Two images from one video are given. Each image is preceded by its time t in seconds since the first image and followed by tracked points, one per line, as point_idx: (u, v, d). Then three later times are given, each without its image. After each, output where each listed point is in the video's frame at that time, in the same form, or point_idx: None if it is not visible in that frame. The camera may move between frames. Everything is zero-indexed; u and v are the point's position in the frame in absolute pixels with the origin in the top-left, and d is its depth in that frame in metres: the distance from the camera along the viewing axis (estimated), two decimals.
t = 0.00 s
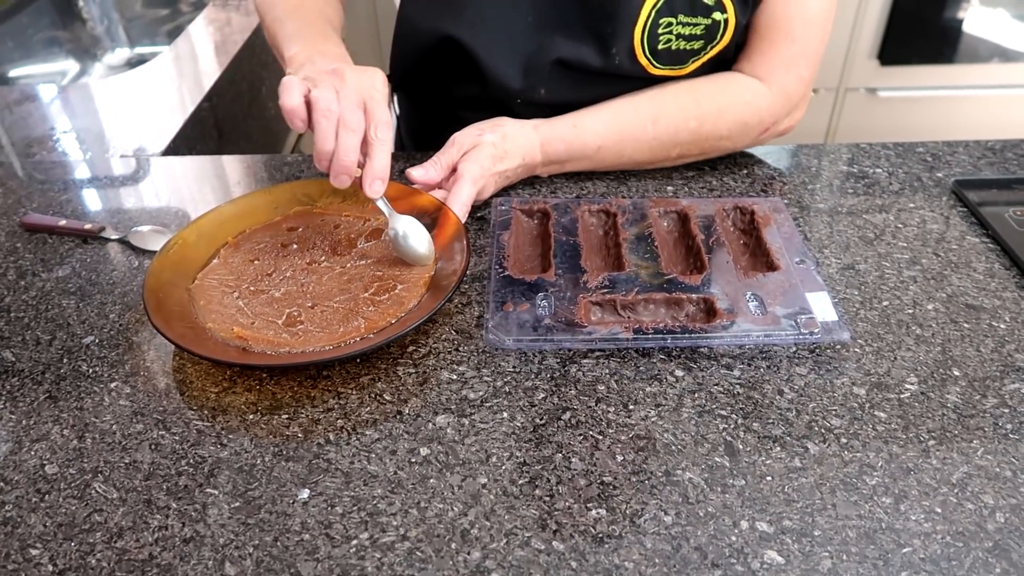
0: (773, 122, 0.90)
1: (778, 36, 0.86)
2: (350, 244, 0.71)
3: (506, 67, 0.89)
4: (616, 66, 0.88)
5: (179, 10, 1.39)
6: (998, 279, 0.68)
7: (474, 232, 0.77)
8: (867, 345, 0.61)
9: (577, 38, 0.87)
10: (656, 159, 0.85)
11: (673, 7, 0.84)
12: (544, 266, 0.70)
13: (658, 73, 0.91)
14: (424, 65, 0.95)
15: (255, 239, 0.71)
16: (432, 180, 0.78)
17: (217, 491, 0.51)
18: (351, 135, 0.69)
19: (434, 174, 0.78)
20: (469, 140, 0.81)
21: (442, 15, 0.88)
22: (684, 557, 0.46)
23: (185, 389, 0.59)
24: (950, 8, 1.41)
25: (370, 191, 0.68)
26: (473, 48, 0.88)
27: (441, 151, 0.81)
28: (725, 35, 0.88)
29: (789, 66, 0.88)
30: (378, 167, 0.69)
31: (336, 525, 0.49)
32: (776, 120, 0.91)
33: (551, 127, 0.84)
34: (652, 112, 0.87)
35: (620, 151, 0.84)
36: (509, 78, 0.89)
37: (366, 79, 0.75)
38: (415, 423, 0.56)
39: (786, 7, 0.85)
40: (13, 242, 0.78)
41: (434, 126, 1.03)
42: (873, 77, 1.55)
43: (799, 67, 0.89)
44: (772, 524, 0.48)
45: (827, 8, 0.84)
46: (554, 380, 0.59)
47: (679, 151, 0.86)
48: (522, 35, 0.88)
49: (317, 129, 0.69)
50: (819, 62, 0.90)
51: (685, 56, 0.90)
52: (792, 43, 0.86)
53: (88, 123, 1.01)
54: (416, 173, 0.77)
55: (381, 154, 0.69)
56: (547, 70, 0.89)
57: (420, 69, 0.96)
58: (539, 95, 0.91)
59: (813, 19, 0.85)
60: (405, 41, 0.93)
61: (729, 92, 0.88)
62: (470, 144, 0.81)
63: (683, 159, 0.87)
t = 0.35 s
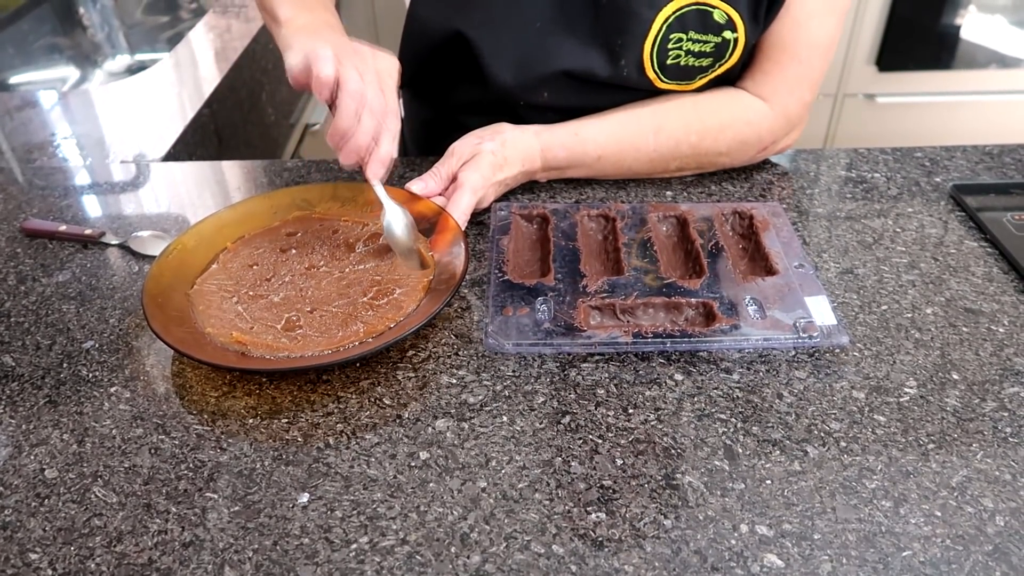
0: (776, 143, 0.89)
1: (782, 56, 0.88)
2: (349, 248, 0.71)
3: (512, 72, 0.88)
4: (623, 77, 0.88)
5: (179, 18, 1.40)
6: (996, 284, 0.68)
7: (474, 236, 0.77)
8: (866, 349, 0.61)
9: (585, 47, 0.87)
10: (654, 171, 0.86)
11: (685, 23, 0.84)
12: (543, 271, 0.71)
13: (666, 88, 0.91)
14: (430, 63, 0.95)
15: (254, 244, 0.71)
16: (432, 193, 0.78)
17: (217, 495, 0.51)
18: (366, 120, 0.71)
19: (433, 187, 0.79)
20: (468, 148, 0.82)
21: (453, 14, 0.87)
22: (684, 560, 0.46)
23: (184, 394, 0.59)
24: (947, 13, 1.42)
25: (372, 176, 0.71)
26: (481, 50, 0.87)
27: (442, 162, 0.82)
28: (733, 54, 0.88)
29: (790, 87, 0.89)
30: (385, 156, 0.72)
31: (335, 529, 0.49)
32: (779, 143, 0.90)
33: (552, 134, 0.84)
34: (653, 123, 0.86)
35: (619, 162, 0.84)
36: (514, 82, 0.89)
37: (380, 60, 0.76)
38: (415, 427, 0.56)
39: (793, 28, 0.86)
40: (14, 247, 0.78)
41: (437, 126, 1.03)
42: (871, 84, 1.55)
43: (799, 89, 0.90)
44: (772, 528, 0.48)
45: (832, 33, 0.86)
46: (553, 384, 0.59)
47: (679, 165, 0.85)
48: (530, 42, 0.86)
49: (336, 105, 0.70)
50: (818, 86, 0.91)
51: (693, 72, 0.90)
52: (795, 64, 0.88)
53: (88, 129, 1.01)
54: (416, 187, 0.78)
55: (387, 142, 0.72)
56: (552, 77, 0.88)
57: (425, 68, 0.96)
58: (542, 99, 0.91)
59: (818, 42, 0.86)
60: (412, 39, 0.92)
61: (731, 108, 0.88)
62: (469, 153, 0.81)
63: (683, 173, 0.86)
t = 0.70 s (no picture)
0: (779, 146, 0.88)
1: (786, 59, 0.87)
2: (347, 245, 0.71)
3: (513, 68, 0.88)
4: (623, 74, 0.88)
5: (178, 16, 1.40)
6: (995, 280, 0.68)
7: (472, 233, 0.77)
8: (865, 345, 0.61)
9: (586, 44, 0.87)
10: (654, 171, 0.85)
11: (687, 21, 0.84)
12: (542, 267, 0.70)
13: (666, 87, 0.90)
14: (435, 57, 0.95)
15: (252, 240, 0.71)
16: (431, 189, 0.78)
17: (215, 491, 0.51)
18: (331, 112, 0.68)
19: (433, 183, 0.78)
20: (468, 144, 0.81)
21: (458, 7, 0.88)
22: (682, 556, 0.46)
23: (182, 390, 0.59)
24: (947, 12, 1.42)
25: (344, 170, 0.67)
26: (483, 43, 0.88)
27: (442, 157, 0.81)
28: (735, 56, 0.88)
29: (793, 90, 0.88)
30: (353, 147, 0.67)
31: (333, 524, 0.49)
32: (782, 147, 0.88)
33: (552, 130, 0.84)
34: (655, 123, 0.85)
35: (619, 161, 0.84)
36: (515, 78, 0.89)
37: (355, 59, 0.74)
38: (413, 423, 0.55)
39: (798, 30, 0.85)
40: (12, 243, 0.78)
41: (438, 121, 1.03)
42: (871, 82, 1.55)
43: (802, 92, 0.89)
44: (770, 523, 0.48)
45: (836, 37, 0.85)
46: (552, 380, 0.59)
47: (679, 166, 0.85)
48: (531, 38, 0.87)
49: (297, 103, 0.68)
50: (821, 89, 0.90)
51: (693, 72, 0.89)
52: (798, 66, 0.87)
53: (87, 127, 1.01)
54: (415, 183, 0.77)
55: (359, 134, 0.68)
56: (553, 72, 0.88)
57: (430, 61, 0.96)
58: (543, 95, 0.91)
59: (823, 46, 0.85)
60: (417, 33, 0.93)
61: (734, 110, 0.87)
62: (469, 149, 0.80)
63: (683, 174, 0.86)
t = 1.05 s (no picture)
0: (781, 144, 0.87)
1: (788, 56, 0.86)
2: (345, 240, 0.70)
3: (514, 60, 0.89)
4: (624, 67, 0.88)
5: (177, 11, 1.39)
6: (995, 276, 0.68)
7: (471, 229, 0.76)
8: (864, 340, 0.61)
9: (586, 38, 0.86)
10: (654, 167, 0.84)
11: (688, 16, 0.83)
12: (542, 262, 0.70)
13: (667, 80, 0.90)
14: (436, 47, 0.95)
15: (251, 235, 0.71)
16: (431, 185, 0.79)
17: (213, 486, 0.51)
18: (356, 128, 0.67)
19: (433, 180, 0.79)
20: (468, 140, 0.81)
21: None
22: (681, 550, 0.46)
23: (181, 384, 0.59)
24: (947, 8, 1.42)
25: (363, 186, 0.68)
26: (485, 35, 0.88)
27: (442, 153, 0.81)
28: (736, 51, 0.87)
29: (794, 87, 0.88)
30: (376, 165, 0.68)
31: (332, 519, 0.49)
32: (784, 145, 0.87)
33: (552, 125, 0.83)
34: (656, 120, 0.85)
35: (619, 158, 0.83)
36: (516, 69, 0.89)
37: (371, 69, 0.73)
38: (412, 418, 0.55)
39: (801, 28, 0.84)
40: (9, 239, 0.77)
41: (441, 112, 1.03)
42: (870, 78, 1.55)
43: (804, 90, 0.88)
44: (769, 518, 0.48)
45: (839, 35, 0.84)
46: (551, 375, 0.59)
47: (679, 164, 0.84)
48: (532, 31, 0.87)
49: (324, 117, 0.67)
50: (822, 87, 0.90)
51: (694, 67, 0.89)
52: (800, 64, 0.86)
53: (85, 122, 1.01)
54: (414, 180, 0.78)
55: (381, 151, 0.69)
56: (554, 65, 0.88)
57: (431, 52, 0.96)
58: (543, 88, 0.91)
59: (825, 44, 0.85)
60: (419, 22, 0.93)
61: (735, 107, 0.87)
62: (468, 145, 0.80)
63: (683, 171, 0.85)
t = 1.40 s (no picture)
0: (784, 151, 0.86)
1: (794, 61, 0.86)
2: (343, 241, 0.70)
3: (517, 55, 0.89)
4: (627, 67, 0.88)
5: (176, 11, 1.39)
6: (993, 277, 0.68)
7: (469, 229, 0.76)
8: (863, 341, 0.61)
9: (590, 37, 0.86)
10: (654, 168, 0.84)
11: (693, 18, 0.84)
12: (542, 262, 0.70)
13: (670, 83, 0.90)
14: (441, 43, 0.96)
15: (248, 236, 0.71)
16: (433, 182, 0.78)
17: (211, 486, 0.51)
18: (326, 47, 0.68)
19: (435, 176, 0.79)
20: (471, 136, 0.82)
21: None
22: (679, 551, 0.46)
23: (179, 385, 0.59)
24: (945, 11, 1.43)
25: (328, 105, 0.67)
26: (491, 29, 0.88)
27: (444, 148, 0.82)
28: (742, 55, 0.87)
29: (799, 94, 0.87)
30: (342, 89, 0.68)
31: (330, 520, 0.48)
32: (787, 152, 0.86)
33: (555, 123, 0.84)
34: (659, 121, 0.85)
35: (620, 158, 0.83)
36: (518, 65, 0.89)
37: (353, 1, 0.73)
38: (410, 418, 0.55)
39: (808, 33, 0.84)
40: (8, 239, 0.77)
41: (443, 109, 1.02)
42: (869, 80, 1.55)
43: (808, 97, 0.88)
44: (768, 518, 0.48)
45: (846, 41, 0.84)
46: (549, 376, 0.59)
47: (680, 166, 0.84)
48: (536, 27, 0.87)
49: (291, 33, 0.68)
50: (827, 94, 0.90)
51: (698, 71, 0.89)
52: (805, 70, 0.86)
53: (84, 122, 1.01)
54: (416, 178, 0.78)
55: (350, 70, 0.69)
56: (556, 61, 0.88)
57: (436, 47, 0.97)
58: (545, 86, 0.91)
59: (831, 50, 0.85)
60: (425, 16, 0.93)
61: (738, 111, 0.86)
62: (471, 140, 0.81)
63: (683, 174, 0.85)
